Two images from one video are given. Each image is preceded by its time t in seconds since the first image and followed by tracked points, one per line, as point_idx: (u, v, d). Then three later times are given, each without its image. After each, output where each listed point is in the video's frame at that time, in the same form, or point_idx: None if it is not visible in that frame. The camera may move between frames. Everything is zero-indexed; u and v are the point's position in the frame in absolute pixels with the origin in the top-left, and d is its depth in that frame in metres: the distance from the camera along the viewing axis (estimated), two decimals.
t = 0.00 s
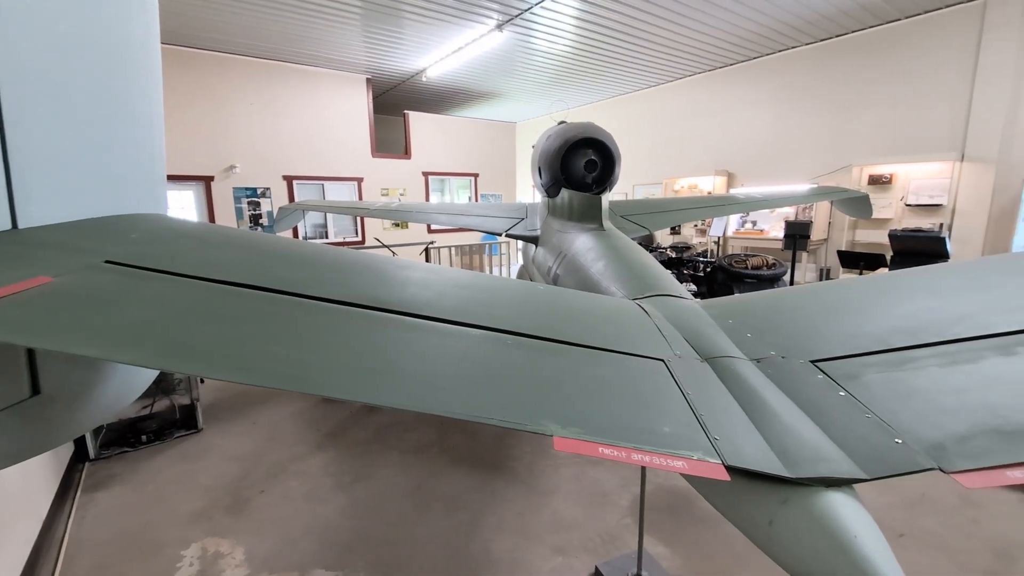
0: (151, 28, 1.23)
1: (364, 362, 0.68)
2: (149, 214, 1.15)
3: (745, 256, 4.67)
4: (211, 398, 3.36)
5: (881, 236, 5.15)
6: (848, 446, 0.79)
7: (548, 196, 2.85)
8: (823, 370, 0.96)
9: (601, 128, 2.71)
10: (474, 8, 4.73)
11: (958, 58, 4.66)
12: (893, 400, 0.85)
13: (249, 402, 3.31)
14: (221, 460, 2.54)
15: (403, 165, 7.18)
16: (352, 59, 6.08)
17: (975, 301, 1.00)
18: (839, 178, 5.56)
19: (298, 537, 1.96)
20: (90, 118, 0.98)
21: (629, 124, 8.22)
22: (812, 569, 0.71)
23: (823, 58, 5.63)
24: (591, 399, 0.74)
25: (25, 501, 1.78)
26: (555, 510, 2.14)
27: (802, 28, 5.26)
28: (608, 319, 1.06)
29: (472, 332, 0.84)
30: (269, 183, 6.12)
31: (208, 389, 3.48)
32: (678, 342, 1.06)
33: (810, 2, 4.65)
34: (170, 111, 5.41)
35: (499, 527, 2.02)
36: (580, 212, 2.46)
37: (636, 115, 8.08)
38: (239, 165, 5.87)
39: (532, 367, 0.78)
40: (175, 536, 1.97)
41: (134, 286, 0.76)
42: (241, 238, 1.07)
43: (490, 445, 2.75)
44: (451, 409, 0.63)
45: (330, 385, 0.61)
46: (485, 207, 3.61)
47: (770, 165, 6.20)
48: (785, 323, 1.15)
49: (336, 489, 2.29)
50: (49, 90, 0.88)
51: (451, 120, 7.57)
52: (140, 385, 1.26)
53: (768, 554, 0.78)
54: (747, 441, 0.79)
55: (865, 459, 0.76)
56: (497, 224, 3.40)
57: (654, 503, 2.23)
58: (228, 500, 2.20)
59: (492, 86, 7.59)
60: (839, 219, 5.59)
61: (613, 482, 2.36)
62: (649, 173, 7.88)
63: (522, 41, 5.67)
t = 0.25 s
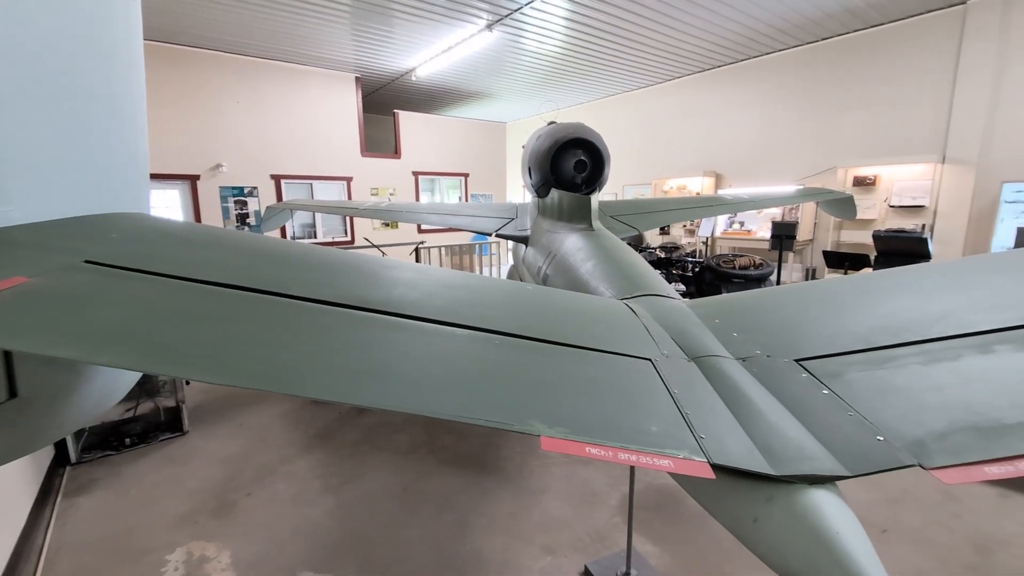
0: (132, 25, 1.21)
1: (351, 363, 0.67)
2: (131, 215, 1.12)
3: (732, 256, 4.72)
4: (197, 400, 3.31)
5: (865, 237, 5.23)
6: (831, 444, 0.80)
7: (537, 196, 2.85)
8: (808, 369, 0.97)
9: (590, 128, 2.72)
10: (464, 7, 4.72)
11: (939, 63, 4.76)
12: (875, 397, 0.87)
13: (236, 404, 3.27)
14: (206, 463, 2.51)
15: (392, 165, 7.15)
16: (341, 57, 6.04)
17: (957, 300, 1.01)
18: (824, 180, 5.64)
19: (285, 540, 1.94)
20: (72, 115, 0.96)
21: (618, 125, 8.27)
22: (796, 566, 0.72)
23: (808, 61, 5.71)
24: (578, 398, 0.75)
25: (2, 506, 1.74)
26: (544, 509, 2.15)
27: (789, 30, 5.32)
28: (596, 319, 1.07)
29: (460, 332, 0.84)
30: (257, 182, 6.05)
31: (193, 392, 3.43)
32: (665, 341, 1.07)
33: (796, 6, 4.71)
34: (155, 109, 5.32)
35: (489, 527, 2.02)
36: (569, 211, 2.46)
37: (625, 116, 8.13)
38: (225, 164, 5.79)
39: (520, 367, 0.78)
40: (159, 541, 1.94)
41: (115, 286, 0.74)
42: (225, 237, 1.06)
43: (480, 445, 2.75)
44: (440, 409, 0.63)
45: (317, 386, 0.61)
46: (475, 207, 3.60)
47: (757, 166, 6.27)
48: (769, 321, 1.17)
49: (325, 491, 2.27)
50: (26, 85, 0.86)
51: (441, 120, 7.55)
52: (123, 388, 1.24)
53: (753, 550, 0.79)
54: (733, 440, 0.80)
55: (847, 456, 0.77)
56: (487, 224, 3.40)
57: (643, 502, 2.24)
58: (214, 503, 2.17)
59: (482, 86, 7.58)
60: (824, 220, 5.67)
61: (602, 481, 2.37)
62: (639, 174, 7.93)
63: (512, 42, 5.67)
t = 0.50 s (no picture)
0: (115, 24, 1.19)
1: (337, 365, 0.67)
2: (115, 215, 1.11)
3: (720, 256, 4.77)
4: (182, 403, 3.26)
5: (850, 237, 5.32)
6: (814, 441, 0.82)
7: (527, 196, 2.86)
8: (793, 367, 0.99)
9: (579, 130, 2.74)
10: (454, 8, 4.72)
11: (920, 67, 4.85)
12: (857, 395, 0.88)
13: (223, 407, 3.23)
14: (193, 467, 2.47)
15: (382, 165, 7.11)
16: (329, 57, 6.00)
17: (937, 299, 1.03)
18: (810, 181, 5.73)
19: (274, 544, 1.92)
20: (53, 115, 0.94)
21: (608, 126, 8.31)
22: (780, 563, 0.73)
23: (794, 64, 5.79)
24: (566, 398, 0.75)
25: None
26: (534, 509, 2.15)
27: (775, 34, 5.39)
28: (584, 318, 1.07)
29: (448, 333, 0.84)
30: (244, 182, 5.98)
31: (179, 394, 3.38)
32: (653, 341, 1.08)
33: (782, 9, 4.77)
34: (140, 107, 5.24)
35: (479, 527, 2.02)
36: (559, 212, 2.47)
37: (614, 118, 8.17)
38: (212, 164, 5.72)
39: (508, 368, 0.79)
40: (143, 546, 1.90)
41: (94, 287, 0.72)
42: (211, 238, 1.04)
43: (470, 446, 2.74)
44: (428, 411, 0.63)
45: (303, 388, 0.60)
46: (465, 208, 3.60)
47: (745, 167, 6.35)
48: (756, 321, 1.18)
49: (313, 494, 2.25)
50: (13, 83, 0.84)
51: (431, 120, 7.53)
52: (105, 391, 1.22)
53: (739, 548, 0.80)
54: (719, 438, 0.80)
55: (830, 453, 0.79)
56: (477, 225, 3.39)
57: (633, 500, 2.26)
58: (200, 507, 2.15)
59: (472, 86, 7.58)
60: (810, 220, 5.75)
61: (592, 481, 2.38)
62: (628, 175, 7.98)
63: (502, 42, 5.67)
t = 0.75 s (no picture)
0: (96, 21, 1.17)
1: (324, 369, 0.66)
2: (97, 216, 1.09)
3: (709, 257, 4.82)
4: (168, 406, 3.22)
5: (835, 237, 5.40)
6: (799, 440, 0.83)
7: (517, 197, 2.86)
8: (777, 367, 1.00)
9: (569, 131, 2.75)
10: (444, 8, 4.71)
11: (904, 71, 4.93)
12: (840, 394, 0.90)
13: (209, 410, 3.19)
14: (179, 472, 2.43)
15: (372, 165, 7.07)
16: (318, 56, 5.96)
17: (918, 299, 1.05)
18: (796, 182, 5.80)
19: (262, 548, 1.90)
20: (33, 112, 0.91)
21: (598, 127, 8.34)
22: (766, 560, 0.74)
23: (781, 67, 5.87)
24: (555, 399, 0.75)
25: None
26: (525, 510, 2.15)
27: (762, 36, 5.46)
28: (573, 319, 1.08)
29: (437, 335, 0.84)
30: (231, 182, 5.91)
31: (165, 398, 3.33)
32: (641, 341, 1.09)
33: (769, 12, 4.84)
34: (123, 106, 5.16)
35: (470, 529, 2.02)
36: (549, 213, 2.47)
37: (604, 119, 8.21)
38: (198, 164, 5.65)
39: (496, 369, 0.79)
40: (128, 553, 1.87)
41: (74, 289, 0.71)
42: (196, 239, 1.03)
43: (461, 447, 2.74)
44: (416, 413, 0.63)
45: (289, 391, 0.60)
46: (456, 209, 3.59)
47: (733, 168, 6.41)
48: (742, 321, 1.19)
49: (302, 498, 2.23)
50: None
51: (421, 121, 7.51)
52: (87, 396, 1.20)
53: (725, 546, 0.80)
54: (706, 438, 0.81)
55: (814, 451, 0.80)
56: (468, 226, 3.39)
57: (623, 500, 2.27)
58: (186, 512, 2.12)
59: (462, 86, 7.57)
60: (797, 221, 5.82)
61: (583, 481, 2.39)
62: (618, 176, 8.02)
63: (492, 43, 5.68)
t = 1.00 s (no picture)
0: (78, 19, 1.15)
1: (311, 372, 0.66)
2: (81, 218, 1.07)
3: (699, 257, 4.85)
4: (154, 411, 3.17)
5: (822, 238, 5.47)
6: (786, 439, 0.84)
7: (508, 198, 2.86)
8: (765, 366, 1.01)
9: (559, 132, 2.75)
10: (434, 9, 4.70)
11: (888, 74, 5.01)
12: (826, 393, 0.91)
13: (197, 414, 3.15)
14: (165, 477, 2.40)
15: (362, 166, 7.03)
16: (307, 56, 5.92)
17: (902, 298, 1.07)
18: (784, 183, 5.87)
19: (251, 553, 1.88)
20: (14, 111, 0.90)
21: (588, 128, 8.38)
22: (753, 559, 0.74)
23: (769, 69, 5.93)
24: (544, 400, 0.75)
25: None
26: (516, 511, 2.15)
27: (750, 39, 5.51)
28: (563, 320, 1.08)
29: (426, 337, 0.84)
30: (219, 183, 5.84)
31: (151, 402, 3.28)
32: (631, 342, 1.10)
33: (756, 15, 4.88)
34: (108, 105, 5.07)
35: (462, 531, 2.01)
36: (540, 214, 2.48)
37: (594, 120, 8.24)
38: (185, 164, 5.58)
39: (485, 371, 0.79)
40: (113, 560, 1.84)
41: (56, 292, 0.69)
42: (182, 241, 1.01)
43: (453, 449, 2.73)
44: (404, 416, 0.63)
45: (276, 396, 0.59)
46: (446, 209, 3.58)
47: (721, 169, 6.47)
48: (730, 321, 1.20)
49: (292, 501, 2.21)
50: None
51: (411, 122, 7.48)
52: (69, 402, 1.17)
53: (713, 545, 0.81)
54: (694, 438, 0.82)
55: (800, 450, 0.81)
56: (458, 227, 3.38)
57: (614, 500, 2.28)
58: (173, 518, 2.09)
59: (453, 87, 7.56)
60: (785, 221, 5.89)
61: (574, 481, 2.40)
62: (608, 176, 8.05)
63: (482, 44, 5.68)
